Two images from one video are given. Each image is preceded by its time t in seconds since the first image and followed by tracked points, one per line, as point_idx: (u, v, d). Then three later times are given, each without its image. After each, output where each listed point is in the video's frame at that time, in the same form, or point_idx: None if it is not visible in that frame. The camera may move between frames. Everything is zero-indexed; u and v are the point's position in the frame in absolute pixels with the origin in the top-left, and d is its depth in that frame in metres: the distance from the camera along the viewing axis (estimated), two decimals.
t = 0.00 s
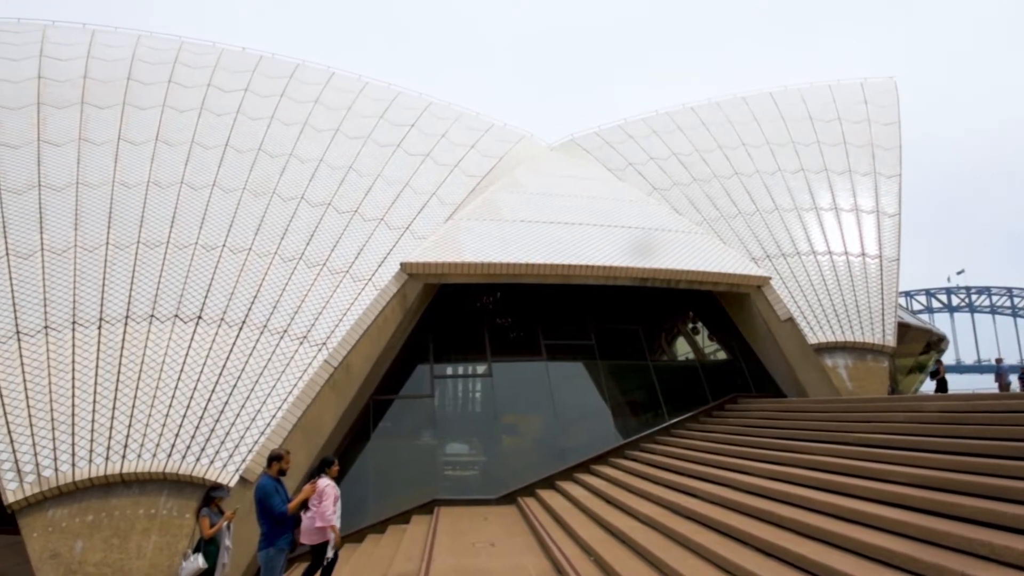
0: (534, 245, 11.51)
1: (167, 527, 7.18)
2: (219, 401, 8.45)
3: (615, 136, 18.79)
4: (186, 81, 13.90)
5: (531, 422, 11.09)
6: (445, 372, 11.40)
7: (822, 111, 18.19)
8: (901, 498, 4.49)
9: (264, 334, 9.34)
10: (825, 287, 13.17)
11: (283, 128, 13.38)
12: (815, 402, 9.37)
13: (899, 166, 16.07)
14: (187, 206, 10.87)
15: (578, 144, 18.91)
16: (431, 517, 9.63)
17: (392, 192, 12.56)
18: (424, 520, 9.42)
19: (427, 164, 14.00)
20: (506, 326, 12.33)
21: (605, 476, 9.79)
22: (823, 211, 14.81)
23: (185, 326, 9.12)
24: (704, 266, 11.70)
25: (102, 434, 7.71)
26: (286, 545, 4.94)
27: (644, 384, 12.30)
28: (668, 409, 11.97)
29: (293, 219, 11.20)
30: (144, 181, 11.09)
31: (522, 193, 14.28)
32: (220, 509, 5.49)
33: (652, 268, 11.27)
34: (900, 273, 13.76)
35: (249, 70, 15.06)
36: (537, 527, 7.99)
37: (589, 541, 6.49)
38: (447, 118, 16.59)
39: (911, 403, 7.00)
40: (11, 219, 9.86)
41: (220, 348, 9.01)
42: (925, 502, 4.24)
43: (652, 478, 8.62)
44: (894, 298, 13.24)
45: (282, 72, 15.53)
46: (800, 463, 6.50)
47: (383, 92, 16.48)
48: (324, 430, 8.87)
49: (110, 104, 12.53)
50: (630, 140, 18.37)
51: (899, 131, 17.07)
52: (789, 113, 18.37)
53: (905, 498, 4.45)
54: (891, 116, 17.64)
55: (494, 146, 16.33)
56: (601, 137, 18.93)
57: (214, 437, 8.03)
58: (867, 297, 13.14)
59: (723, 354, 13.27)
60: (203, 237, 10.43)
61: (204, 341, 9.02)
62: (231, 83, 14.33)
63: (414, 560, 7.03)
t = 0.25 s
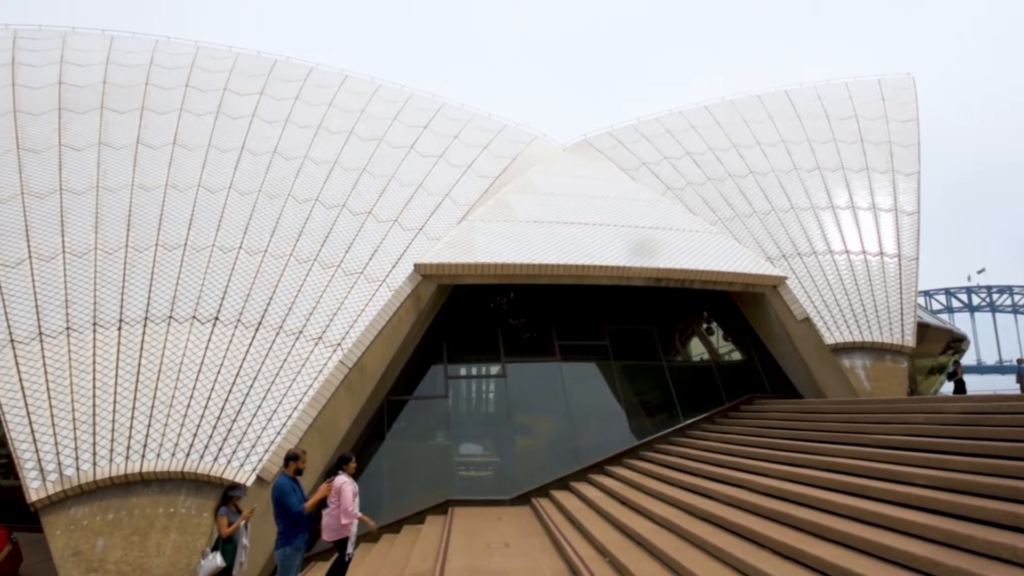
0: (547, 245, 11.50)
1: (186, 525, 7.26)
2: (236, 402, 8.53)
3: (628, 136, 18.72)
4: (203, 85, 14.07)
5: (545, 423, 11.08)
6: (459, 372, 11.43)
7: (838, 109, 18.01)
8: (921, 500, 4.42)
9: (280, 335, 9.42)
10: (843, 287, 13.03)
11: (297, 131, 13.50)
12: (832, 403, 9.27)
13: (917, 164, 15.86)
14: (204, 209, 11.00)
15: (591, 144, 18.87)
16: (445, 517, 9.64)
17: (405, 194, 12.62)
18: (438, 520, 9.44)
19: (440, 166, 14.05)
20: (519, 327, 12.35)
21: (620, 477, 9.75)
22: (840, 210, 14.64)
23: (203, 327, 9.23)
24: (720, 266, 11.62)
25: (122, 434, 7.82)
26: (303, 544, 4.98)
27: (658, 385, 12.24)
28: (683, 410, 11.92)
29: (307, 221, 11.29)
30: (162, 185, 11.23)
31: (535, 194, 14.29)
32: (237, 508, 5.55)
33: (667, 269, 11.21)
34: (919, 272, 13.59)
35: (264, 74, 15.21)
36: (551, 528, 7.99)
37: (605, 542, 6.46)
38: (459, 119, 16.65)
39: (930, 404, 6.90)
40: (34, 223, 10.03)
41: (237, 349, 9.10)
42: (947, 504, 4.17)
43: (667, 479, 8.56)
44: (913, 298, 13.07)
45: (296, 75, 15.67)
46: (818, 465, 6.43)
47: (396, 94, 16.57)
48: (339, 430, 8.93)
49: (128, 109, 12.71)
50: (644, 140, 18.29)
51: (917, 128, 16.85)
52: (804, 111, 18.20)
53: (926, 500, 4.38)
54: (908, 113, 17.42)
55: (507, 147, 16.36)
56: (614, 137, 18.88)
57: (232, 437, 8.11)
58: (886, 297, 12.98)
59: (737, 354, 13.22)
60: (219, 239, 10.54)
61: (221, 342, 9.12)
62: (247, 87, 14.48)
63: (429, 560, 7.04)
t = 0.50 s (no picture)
0: (560, 246, 11.49)
1: (204, 524, 7.34)
2: (253, 402, 8.60)
3: (641, 135, 18.66)
4: (219, 89, 14.23)
5: (559, 423, 11.06)
6: (473, 373, 11.45)
7: (855, 106, 17.81)
8: (942, 503, 4.36)
9: (296, 336, 9.50)
10: (860, 286, 12.87)
11: (312, 133, 13.61)
12: (850, 404, 9.15)
13: (936, 161, 15.64)
14: (221, 211, 11.12)
15: (604, 144, 18.82)
16: (459, 518, 9.66)
17: (419, 195, 12.68)
18: (453, 521, 9.46)
19: (454, 167, 14.09)
20: (532, 327, 12.35)
21: (634, 478, 9.71)
22: (857, 208, 14.47)
23: (220, 328, 9.34)
24: (735, 266, 11.53)
25: (142, 434, 7.93)
26: (319, 543, 5.01)
27: (673, 385, 12.19)
28: (698, 410, 11.84)
29: (322, 222, 11.38)
30: (180, 188, 11.38)
31: (549, 194, 14.29)
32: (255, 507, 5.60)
33: (681, 269, 11.15)
34: (938, 271, 13.39)
35: (279, 78, 15.36)
36: (566, 528, 7.97)
37: (620, 544, 6.44)
38: (472, 120, 16.69)
39: (951, 405, 6.79)
40: (55, 226, 10.21)
41: (253, 349, 9.19)
42: (968, 506, 4.11)
43: (683, 481, 8.50)
44: (933, 297, 12.88)
45: (310, 78, 15.80)
46: (836, 467, 6.35)
47: (409, 96, 16.65)
48: (353, 431, 8.99)
49: (147, 113, 12.90)
50: (657, 140, 18.21)
51: (936, 124, 16.61)
52: (821, 108, 18.03)
53: (946, 503, 4.33)
54: (927, 110, 17.18)
55: (520, 147, 16.38)
56: (627, 137, 18.82)
57: (249, 437, 8.18)
58: (905, 296, 12.80)
59: (752, 354, 13.16)
60: (236, 241, 10.66)
61: (238, 342, 9.22)
62: (262, 90, 14.63)
63: (444, 560, 7.06)
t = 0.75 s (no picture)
0: (574, 246, 11.47)
1: (222, 523, 7.41)
2: (270, 402, 8.68)
3: (655, 134, 18.58)
4: (235, 93, 14.40)
5: (573, 424, 11.04)
6: (486, 374, 11.47)
7: (872, 103, 17.60)
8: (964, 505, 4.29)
9: (311, 337, 9.57)
10: (879, 285, 12.70)
11: (327, 136, 13.72)
12: (869, 405, 9.03)
13: (956, 158, 15.40)
14: (237, 214, 11.24)
15: (618, 143, 18.77)
16: (474, 518, 9.65)
17: (433, 196, 12.72)
18: (467, 521, 9.47)
19: (467, 168, 14.13)
20: (546, 328, 12.35)
21: (649, 479, 9.65)
22: (875, 207, 14.30)
23: (237, 329, 9.44)
24: (750, 265, 11.43)
25: (161, 434, 8.03)
26: (335, 542, 5.05)
27: (687, 386, 12.13)
28: (713, 411, 11.76)
29: (337, 224, 11.46)
30: (197, 191, 11.52)
31: (562, 194, 14.27)
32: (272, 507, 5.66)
33: (696, 268, 11.08)
34: (959, 270, 13.19)
35: (294, 81, 15.50)
36: (581, 530, 7.95)
37: (636, 546, 6.41)
38: (486, 121, 16.72)
39: (973, 406, 6.68)
40: (77, 229, 10.39)
41: (270, 351, 9.27)
42: (990, 509, 4.04)
43: (699, 482, 8.44)
44: (953, 296, 12.68)
45: (325, 81, 15.93)
46: (855, 469, 6.27)
47: (423, 98, 16.73)
48: (368, 431, 9.03)
49: (165, 117, 13.08)
50: (671, 139, 18.12)
51: (956, 121, 16.36)
52: (837, 106, 17.83)
53: (967, 505, 4.26)
54: (947, 106, 16.93)
55: (533, 147, 16.39)
56: (640, 136, 18.75)
57: (265, 437, 8.25)
58: (924, 295, 12.61)
59: (768, 354, 13.07)
60: (252, 243, 10.77)
61: (255, 344, 9.31)
62: (277, 94, 14.77)
63: (459, 561, 7.07)
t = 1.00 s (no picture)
0: (588, 246, 11.45)
1: (240, 522, 7.49)
2: (286, 402, 8.75)
3: (668, 134, 18.50)
4: (251, 97, 14.55)
5: (587, 425, 11.01)
6: (500, 374, 11.48)
7: (890, 100, 17.38)
8: (985, 508, 4.23)
9: (326, 338, 9.64)
10: (898, 284, 12.51)
11: (341, 138, 13.83)
12: (889, 406, 8.91)
13: (977, 155, 15.15)
14: (253, 216, 11.36)
15: (631, 143, 18.71)
16: (489, 518, 9.66)
17: (446, 197, 12.76)
18: (482, 521, 9.48)
19: (480, 168, 14.16)
20: (560, 328, 12.33)
21: (665, 480, 9.60)
22: (893, 205, 14.12)
23: (254, 330, 9.53)
24: (766, 265, 11.33)
25: (180, 434, 8.14)
26: (351, 542, 5.09)
27: (702, 386, 12.06)
28: (729, 412, 11.67)
29: (351, 226, 11.54)
30: (214, 194, 11.66)
31: (576, 195, 14.25)
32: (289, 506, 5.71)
33: (711, 268, 11.01)
34: (980, 268, 12.97)
35: (309, 84, 15.63)
36: (596, 531, 7.93)
37: (651, 547, 6.38)
38: (499, 122, 16.74)
39: (995, 406, 6.57)
40: (97, 233, 10.56)
41: (286, 351, 9.35)
42: (1012, 511, 3.98)
43: (715, 483, 8.38)
44: (974, 295, 12.46)
45: (339, 84, 16.04)
46: (874, 470, 6.19)
47: (435, 99, 16.80)
48: (383, 431, 9.08)
49: (182, 121, 13.25)
50: (685, 138, 18.02)
51: (976, 117, 16.10)
52: (854, 103, 17.63)
53: (989, 508, 4.19)
54: (967, 102, 16.67)
55: (546, 148, 16.39)
56: (653, 136, 18.67)
57: (282, 437, 8.31)
58: (945, 294, 12.41)
59: (784, 354, 12.95)
60: (268, 244, 10.88)
61: (271, 345, 9.40)
62: (292, 97, 14.90)
63: (474, 561, 7.08)
